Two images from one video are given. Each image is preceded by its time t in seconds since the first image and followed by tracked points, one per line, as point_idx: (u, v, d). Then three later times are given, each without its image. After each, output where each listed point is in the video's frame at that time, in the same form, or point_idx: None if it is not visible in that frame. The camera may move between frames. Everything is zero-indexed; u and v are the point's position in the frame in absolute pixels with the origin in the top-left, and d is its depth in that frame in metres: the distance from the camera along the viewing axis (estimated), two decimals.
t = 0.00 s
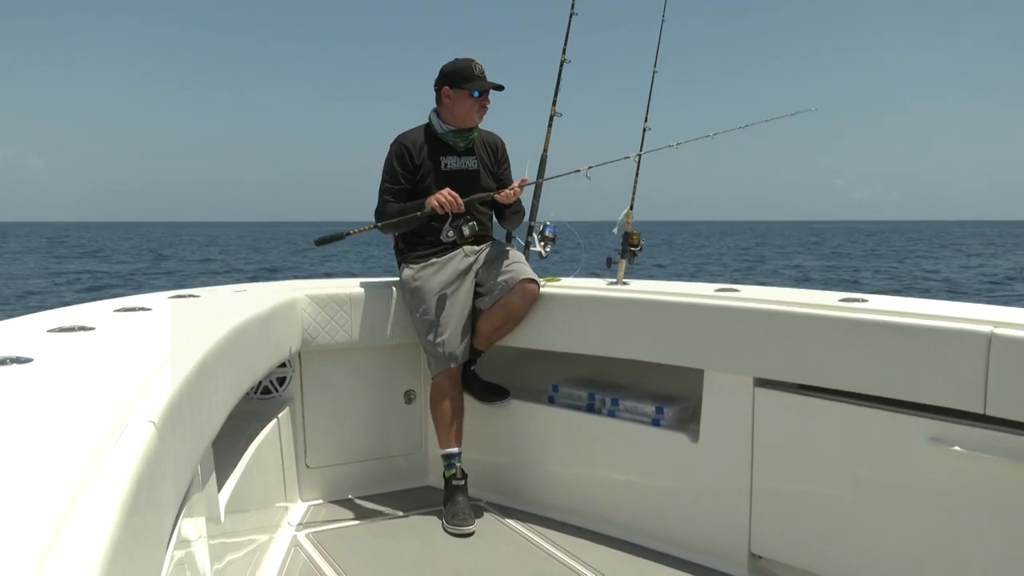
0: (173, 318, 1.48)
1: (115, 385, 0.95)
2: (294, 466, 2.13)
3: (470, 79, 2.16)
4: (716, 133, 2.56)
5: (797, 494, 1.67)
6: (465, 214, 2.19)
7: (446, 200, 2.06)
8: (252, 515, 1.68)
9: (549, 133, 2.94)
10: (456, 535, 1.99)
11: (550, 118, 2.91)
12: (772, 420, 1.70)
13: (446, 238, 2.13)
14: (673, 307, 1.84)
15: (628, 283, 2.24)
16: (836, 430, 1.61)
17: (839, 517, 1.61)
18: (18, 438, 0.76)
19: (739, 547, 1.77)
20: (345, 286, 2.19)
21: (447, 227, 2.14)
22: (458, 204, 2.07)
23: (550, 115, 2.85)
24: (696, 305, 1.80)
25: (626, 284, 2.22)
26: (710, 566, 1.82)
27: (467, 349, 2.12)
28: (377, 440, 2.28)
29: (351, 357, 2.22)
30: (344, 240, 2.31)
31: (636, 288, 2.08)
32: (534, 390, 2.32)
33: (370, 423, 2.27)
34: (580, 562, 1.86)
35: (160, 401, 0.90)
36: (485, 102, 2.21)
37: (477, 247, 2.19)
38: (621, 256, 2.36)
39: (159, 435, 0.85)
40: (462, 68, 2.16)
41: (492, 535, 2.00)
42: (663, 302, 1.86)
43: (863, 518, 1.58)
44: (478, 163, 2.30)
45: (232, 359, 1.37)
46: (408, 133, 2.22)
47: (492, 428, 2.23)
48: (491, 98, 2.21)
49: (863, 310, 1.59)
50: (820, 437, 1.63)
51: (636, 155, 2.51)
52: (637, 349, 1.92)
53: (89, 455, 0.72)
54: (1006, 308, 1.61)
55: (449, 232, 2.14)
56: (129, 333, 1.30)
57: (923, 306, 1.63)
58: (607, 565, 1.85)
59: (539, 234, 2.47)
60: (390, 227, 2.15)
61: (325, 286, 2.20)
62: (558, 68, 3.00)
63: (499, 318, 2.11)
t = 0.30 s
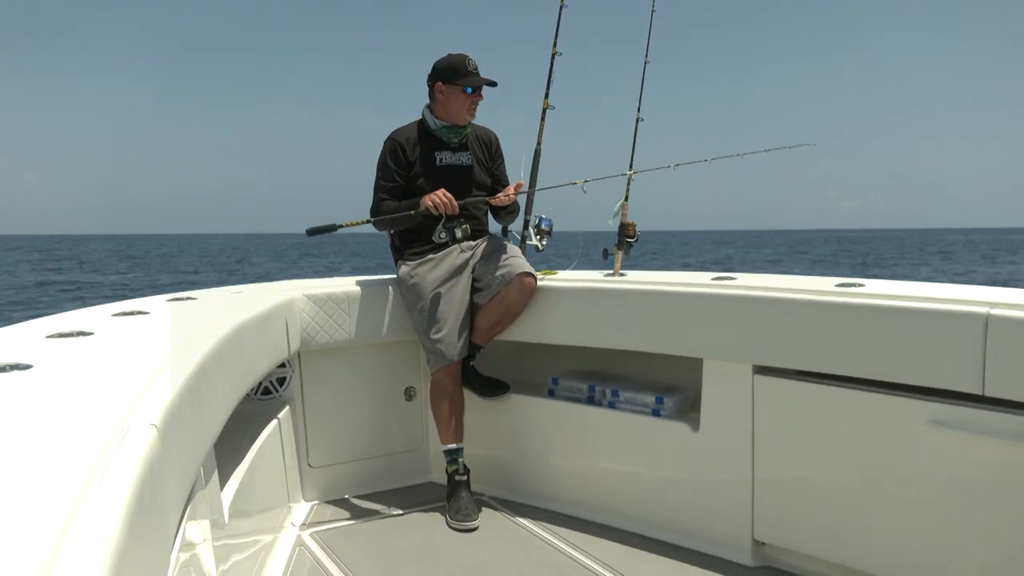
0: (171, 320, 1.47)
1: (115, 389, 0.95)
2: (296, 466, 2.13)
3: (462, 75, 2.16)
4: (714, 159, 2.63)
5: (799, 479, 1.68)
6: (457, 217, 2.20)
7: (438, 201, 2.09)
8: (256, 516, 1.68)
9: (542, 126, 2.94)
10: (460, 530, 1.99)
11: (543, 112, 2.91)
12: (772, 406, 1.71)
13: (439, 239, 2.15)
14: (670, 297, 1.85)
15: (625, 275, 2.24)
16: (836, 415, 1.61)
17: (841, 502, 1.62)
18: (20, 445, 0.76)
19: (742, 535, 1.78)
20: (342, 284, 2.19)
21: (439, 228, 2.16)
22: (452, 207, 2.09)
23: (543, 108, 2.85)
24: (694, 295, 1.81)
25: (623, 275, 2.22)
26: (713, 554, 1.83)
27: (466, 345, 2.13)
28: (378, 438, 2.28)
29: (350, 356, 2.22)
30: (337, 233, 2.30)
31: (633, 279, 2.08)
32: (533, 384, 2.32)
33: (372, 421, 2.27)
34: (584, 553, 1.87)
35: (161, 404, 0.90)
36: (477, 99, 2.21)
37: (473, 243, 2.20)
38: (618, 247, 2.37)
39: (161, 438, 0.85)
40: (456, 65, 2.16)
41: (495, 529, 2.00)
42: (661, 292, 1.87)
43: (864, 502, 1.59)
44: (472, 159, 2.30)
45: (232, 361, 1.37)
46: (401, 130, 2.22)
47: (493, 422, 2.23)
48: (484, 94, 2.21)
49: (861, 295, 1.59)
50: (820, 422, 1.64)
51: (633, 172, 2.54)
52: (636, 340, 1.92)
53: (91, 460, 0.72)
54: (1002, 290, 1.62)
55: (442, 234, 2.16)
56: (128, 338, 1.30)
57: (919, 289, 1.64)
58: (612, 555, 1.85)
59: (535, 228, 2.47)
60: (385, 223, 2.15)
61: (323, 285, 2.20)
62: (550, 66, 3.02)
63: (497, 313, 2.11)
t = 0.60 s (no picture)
0: (172, 328, 1.47)
1: (118, 398, 0.95)
2: (299, 471, 2.13)
3: (457, 76, 2.16)
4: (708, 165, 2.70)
5: (802, 475, 1.68)
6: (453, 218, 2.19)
7: (436, 201, 2.07)
8: (260, 522, 1.68)
9: (538, 128, 2.94)
10: (464, 532, 1.99)
11: (539, 113, 2.92)
12: (774, 402, 1.71)
13: (434, 239, 2.14)
14: (670, 296, 1.85)
15: (624, 274, 2.24)
16: (838, 410, 1.62)
17: (844, 496, 1.63)
18: (25, 455, 0.76)
19: (746, 531, 1.78)
20: (340, 289, 2.19)
21: (436, 229, 2.14)
22: (449, 207, 2.08)
23: (539, 109, 2.85)
24: (693, 292, 1.81)
25: (622, 274, 2.22)
26: (717, 551, 1.83)
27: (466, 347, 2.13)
28: (380, 442, 2.28)
29: (351, 360, 2.22)
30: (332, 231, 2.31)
31: (632, 278, 2.09)
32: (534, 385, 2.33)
33: (373, 425, 2.27)
34: (589, 553, 1.87)
35: (164, 412, 0.90)
36: (472, 100, 2.21)
37: (470, 245, 2.20)
38: (616, 247, 2.37)
39: (165, 445, 0.85)
40: (451, 66, 2.16)
41: (499, 531, 2.00)
42: (660, 290, 1.87)
43: (867, 496, 1.59)
44: (468, 160, 2.30)
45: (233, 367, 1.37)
46: (397, 132, 2.22)
47: (495, 424, 2.23)
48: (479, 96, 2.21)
49: (860, 289, 1.59)
50: (822, 417, 1.64)
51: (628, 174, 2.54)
52: (636, 338, 1.92)
53: (97, 468, 0.72)
54: (1002, 282, 1.62)
55: (437, 234, 2.14)
56: (129, 346, 1.30)
57: (918, 283, 1.64)
58: (616, 555, 1.86)
59: (533, 228, 2.48)
60: (381, 225, 2.15)
61: (322, 290, 2.20)
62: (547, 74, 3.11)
63: (496, 314, 2.11)
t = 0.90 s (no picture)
0: (170, 333, 1.47)
1: (116, 402, 0.95)
2: (297, 476, 2.12)
3: (451, 80, 2.17)
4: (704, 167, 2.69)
5: (800, 483, 1.68)
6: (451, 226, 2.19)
7: (430, 209, 2.07)
8: (258, 527, 1.67)
9: (537, 134, 2.95)
10: (462, 539, 1.99)
11: (537, 119, 2.92)
12: (772, 410, 1.71)
13: (432, 250, 2.14)
14: (669, 303, 1.85)
15: (622, 280, 2.25)
16: (835, 418, 1.62)
17: (842, 504, 1.63)
18: (24, 460, 0.76)
19: (744, 539, 1.78)
20: (339, 294, 2.20)
21: (432, 239, 2.15)
22: (445, 216, 2.08)
23: (538, 116, 2.86)
24: (692, 299, 1.81)
25: (621, 281, 2.22)
26: (715, 558, 1.83)
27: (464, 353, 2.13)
28: (378, 447, 2.28)
29: (349, 366, 2.22)
30: (327, 244, 2.31)
31: (631, 284, 2.09)
32: (532, 391, 2.33)
33: (372, 431, 2.27)
34: (587, 560, 1.87)
35: (163, 416, 0.91)
36: (467, 103, 2.21)
37: (468, 251, 2.20)
38: (615, 253, 2.38)
39: (164, 450, 0.85)
40: (445, 71, 2.17)
41: (497, 537, 2.00)
42: (659, 297, 1.87)
43: (865, 504, 1.59)
44: (466, 166, 2.31)
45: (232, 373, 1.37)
46: (394, 138, 2.22)
47: (493, 430, 2.23)
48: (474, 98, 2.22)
49: (858, 297, 1.60)
50: (820, 425, 1.64)
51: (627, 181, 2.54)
52: (634, 345, 1.93)
53: (96, 473, 0.72)
54: (999, 290, 1.62)
55: (433, 243, 2.14)
56: (128, 351, 1.30)
57: (916, 290, 1.65)
58: (614, 562, 1.85)
59: (533, 235, 2.48)
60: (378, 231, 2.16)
61: (321, 295, 2.20)
62: (546, 79, 3.12)
63: (494, 320, 2.11)
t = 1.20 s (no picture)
0: (169, 328, 1.48)
1: (114, 396, 0.95)
2: (293, 474, 2.12)
3: (441, 81, 2.18)
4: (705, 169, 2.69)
5: (795, 490, 1.68)
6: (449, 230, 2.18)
7: (430, 213, 2.07)
8: (253, 524, 1.68)
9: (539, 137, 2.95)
10: (457, 540, 1.99)
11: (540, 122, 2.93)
12: (768, 416, 1.71)
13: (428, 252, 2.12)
14: (667, 308, 1.85)
15: (622, 284, 2.25)
16: (832, 426, 1.62)
17: (837, 511, 1.63)
18: (20, 453, 0.76)
19: (738, 545, 1.78)
20: (338, 293, 2.20)
21: (429, 243, 2.13)
22: (441, 220, 2.07)
23: (540, 118, 2.87)
24: (690, 304, 1.81)
25: (620, 285, 2.22)
26: (709, 564, 1.83)
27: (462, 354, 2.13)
28: (375, 447, 2.28)
29: (347, 365, 2.22)
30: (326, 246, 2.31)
31: (630, 288, 2.09)
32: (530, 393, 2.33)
33: (368, 430, 2.27)
34: (581, 563, 1.87)
35: (160, 411, 0.91)
36: (458, 104, 2.21)
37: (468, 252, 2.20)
38: (614, 257, 2.38)
39: (161, 445, 0.86)
40: (436, 72, 2.18)
41: (492, 538, 2.00)
42: (658, 302, 1.87)
43: (860, 512, 1.59)
44: (463, 165, 2.30)
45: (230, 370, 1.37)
46: (391, 140, 2.23)
47: (490, 431, 2.23)
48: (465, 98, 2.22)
49: (856, 305, 1.60)
50: (816, 432, 1.65)
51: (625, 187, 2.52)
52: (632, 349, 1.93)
53: (92, 466, 0.72)
54: (997, 301, 1.63)
55: (431, 249, 2.14)
56: (126, 346, 1.30)
57: (915, 300, 1.65)
58: (608, 565, 1.85)
59: (533, 236, 2.49)
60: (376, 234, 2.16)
61: (320, 294, 2.20)
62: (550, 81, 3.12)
63: (493, 322, 2.12)
